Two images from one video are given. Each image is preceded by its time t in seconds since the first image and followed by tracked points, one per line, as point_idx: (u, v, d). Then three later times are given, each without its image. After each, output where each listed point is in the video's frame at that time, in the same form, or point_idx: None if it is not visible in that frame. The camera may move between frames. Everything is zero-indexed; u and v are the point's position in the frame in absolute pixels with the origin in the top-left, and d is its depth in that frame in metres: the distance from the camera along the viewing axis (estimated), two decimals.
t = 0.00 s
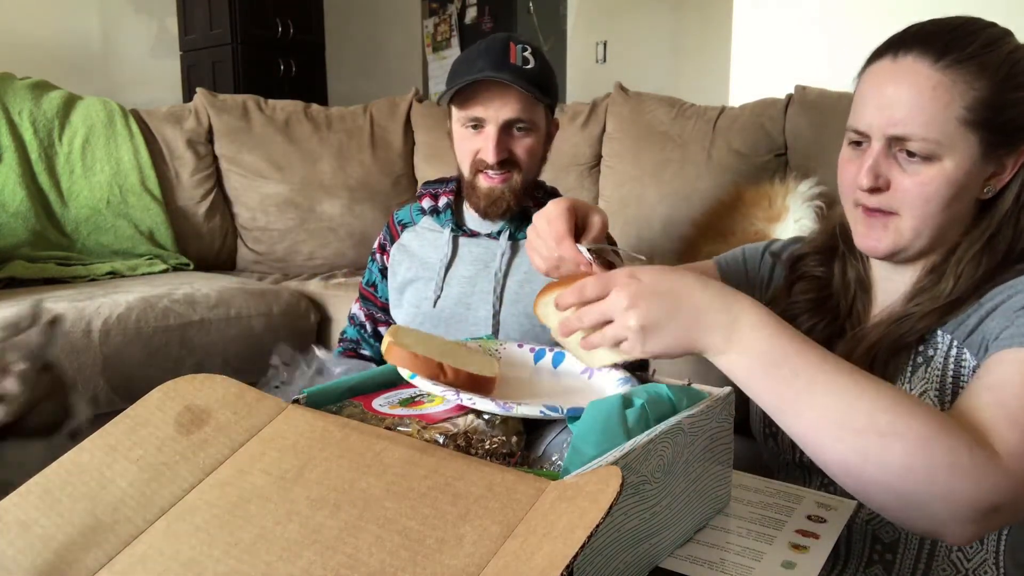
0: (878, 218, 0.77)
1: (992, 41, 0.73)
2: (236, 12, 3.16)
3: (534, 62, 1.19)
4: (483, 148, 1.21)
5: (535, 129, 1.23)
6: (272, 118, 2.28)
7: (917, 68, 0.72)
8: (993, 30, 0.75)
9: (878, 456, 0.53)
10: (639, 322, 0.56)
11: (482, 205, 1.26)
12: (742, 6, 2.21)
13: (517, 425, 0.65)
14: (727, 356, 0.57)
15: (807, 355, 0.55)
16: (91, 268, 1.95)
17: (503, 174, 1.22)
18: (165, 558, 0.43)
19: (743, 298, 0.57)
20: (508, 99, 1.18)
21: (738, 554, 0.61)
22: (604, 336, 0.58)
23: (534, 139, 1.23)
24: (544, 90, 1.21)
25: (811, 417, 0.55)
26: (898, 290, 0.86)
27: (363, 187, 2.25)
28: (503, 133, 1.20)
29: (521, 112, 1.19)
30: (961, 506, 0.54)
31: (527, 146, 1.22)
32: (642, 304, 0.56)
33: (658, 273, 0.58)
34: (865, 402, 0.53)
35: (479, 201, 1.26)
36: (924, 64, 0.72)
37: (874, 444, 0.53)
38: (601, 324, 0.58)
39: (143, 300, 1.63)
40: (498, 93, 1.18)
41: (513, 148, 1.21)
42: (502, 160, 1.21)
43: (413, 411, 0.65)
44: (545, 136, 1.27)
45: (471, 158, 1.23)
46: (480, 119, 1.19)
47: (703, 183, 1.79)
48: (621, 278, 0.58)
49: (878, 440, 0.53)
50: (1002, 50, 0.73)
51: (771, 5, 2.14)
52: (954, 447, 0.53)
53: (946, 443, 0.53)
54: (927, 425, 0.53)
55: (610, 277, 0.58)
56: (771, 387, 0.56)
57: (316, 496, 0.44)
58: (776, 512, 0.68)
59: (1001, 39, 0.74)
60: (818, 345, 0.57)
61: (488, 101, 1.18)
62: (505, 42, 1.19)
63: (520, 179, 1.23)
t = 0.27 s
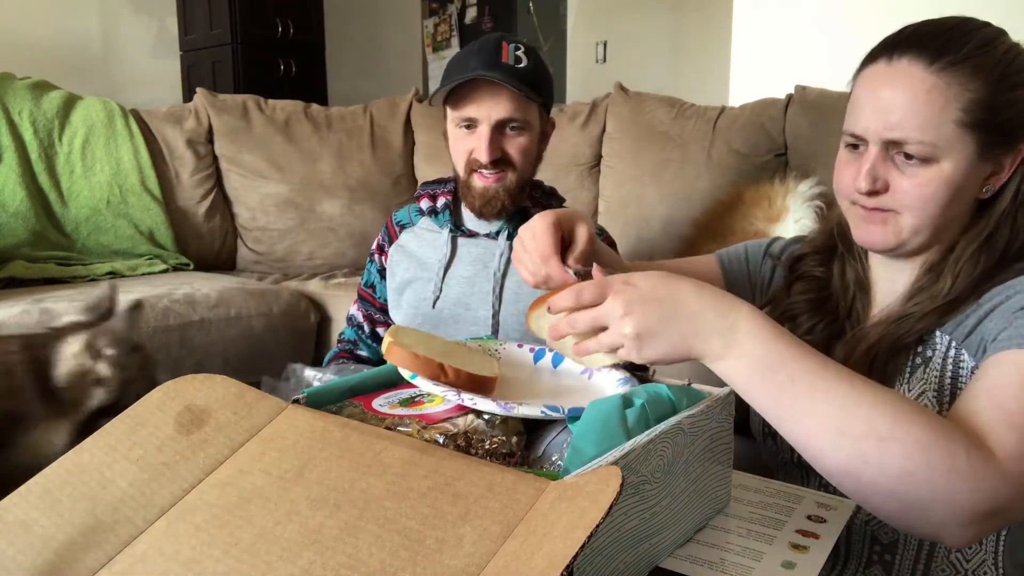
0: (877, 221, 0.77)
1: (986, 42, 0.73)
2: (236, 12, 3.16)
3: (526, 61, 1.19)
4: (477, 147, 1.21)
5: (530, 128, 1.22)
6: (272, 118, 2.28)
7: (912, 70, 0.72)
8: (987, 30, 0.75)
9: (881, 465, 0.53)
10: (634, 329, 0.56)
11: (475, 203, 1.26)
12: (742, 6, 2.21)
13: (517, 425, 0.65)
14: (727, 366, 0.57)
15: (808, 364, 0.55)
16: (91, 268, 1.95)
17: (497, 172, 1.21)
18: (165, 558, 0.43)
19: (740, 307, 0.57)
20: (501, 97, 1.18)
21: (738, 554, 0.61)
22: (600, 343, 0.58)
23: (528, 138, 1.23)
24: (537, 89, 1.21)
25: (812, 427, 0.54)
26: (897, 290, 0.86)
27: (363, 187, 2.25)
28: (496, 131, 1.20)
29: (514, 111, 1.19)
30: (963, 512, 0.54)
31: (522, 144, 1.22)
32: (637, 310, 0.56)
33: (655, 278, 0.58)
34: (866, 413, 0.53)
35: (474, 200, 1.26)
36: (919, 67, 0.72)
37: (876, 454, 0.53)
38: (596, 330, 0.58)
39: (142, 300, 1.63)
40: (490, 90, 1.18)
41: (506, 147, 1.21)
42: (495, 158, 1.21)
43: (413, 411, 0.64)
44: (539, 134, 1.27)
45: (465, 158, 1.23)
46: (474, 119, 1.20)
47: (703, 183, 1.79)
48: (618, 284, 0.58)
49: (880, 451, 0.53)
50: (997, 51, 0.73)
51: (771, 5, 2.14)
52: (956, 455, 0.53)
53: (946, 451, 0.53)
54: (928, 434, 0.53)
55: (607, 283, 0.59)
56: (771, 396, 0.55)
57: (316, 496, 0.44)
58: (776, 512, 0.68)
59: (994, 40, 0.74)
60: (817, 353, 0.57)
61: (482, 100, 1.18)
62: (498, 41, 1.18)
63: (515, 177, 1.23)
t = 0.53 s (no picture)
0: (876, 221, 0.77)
1: (984, 43, 0.74)
2: (236, 12, 3.16)
3: (518, 62, 1.19)
4: (469, 147, 1.21)
5: (523, 128, 1.22)
6: (272, 118, 2.28)
7: (910, 70, 0.72)
8: (985, 31, 0.75)
9: (881, 468, 0.53)
10: (635, 341, 0.56)
11: (470, 204, 1.26)
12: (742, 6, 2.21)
13: (517, 425, 0.64)
14: (728, 375, 0.56)
15: (809, 368, 0.55)
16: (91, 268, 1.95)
17: (490, 171, 1.22)
18: (165, 558, 0.43)
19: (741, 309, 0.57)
20: (492, 98, 1.18)
21: (738, 554, 0.61)
22: (599, 351, 0.58)
23: (521, 137, 1.23)
24: (529, 88, 1.21)
25: (813, 430, 0.54)
26: (898, 292, 0.86)
27: (363, 187, 2.25)
28: (488, 132, 1.21)
29: (506, 110, 1.19)
30: (963, 517, 0.54)
31: (515, 145, 1.22)
32: (638, 322, 0.56)
33: (656, 286, 0.57)
34: (866, 416, 0.53)
35: (467, 200, 1.26)
36: (918, 68, 0.72)
37: (876, 457, 0.53)
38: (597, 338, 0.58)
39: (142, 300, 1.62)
40: (482, 89, 1.18)
41: (498, 147, 1.21)
42: (488, 158, 1.21)
43: (413, 411, 0.64)
44: (534, 133, 1.26)
45: (459, 158, 1.23)
46: (466, 119, 1.21)
47: (702, 183, 1.79)
48: (620, 293, 0.58)
49: (880, 454, 0.53)
50: (994, 51, 0.74)
51: (771, 4, 2.14)
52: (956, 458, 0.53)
53: (946, 454, 0.53)
54: (928, 436, 0.53)
55: (609, 292, 0.58)
56: (772, 400, 0.55)
57: (316, 496, 0.44)
58: (776, 512, 0.68)
59: (993, 41, 0.74)
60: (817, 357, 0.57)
61: (475, 101, 1.19)
62: (489, 42, 1.19)
63: (508, 176, 1.23)
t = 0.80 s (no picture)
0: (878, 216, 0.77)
1: (988, 42, 0.73)
2: (236, 12, 3.16)
3: (513, 62, 1.18)
4: (465, 149, 1.22)
5: (520, 128, 1.22)
6: (272, 118, 2.28)
7: (914, 66, 0.72)
8: (990, 29, 0.75)
9: (878, 470, 0.53)
10: (632, 347, 0.56)
11: (466, 206, 1.27)
12: (742, 6, 2.21)
13: (518, 425, 0.64)
14: (723, 378, 0.57)
15: (806, 371, 0.55)
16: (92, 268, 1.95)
17: (487, 174, 1.22)
18: (164, 558, 0.43)
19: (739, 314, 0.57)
20: (486, 100, 1.18)
21: (737, 554, 0.61)
22: (596, 358, 0.59)
23: (517, 138, 1.22)
24: (525, 89, 1.20)
25: (811, 431, 0.55)
26: (898, 292, 0.86)
27: (363, 187, 2.25)
28: (484, 133, 1.21)
29: (501, 112, 1.19)
30: (961, 518, 0.54)
31: (511, 145, 1.22)
32: (634, 328, 0.57)
33: (650, 293, 0.58)
34: (863, 418, 0.53)
35: (465, 201, 1.26)
36: (922, 64, 0.72)
37: (873, 458, 0.53)
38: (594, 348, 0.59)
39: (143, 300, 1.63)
40: (476, 93, 1.18)
41: (493, 148, 1.21)
42: (483, 160, 1.21)
43: (413, 411, 0.64)
44: (530, 134, 1.26)
45: (456, 160, 1.24)
46: (461, 122, 1.21)
47: (702, 183, 1.79)
48: (613, 301, 0.59)
49: (877, 455, 0.53)
50: (998, 50, 0.73)
51: (771, 4, 2.14)
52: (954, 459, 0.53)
53: (943, 455, 0.53)
54: (926, 437, 0.53)
55: (602, 300, 0.59)
56: (770, 404, 0.55)
57: (316, 496, 0.44)
58: (775, 512, 0.68)
59: (997, 39, 0.74)
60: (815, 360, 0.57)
61: (471, 103, 1.19)
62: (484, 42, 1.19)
63: (505, 178, 1.23)
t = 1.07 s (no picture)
0: (881, 217, 0.77)
1: (988, 42, 0.73)
2: (236, 12, 3.16)
3: (508, 65, 1.18)
4: (463, 154, 1.21)
5: (518, 132, 1.21)
6: (272, 118, 2.28)
7: (915, 67, 0.72)
8: (989, 29, 0.75)
9: (881, 469, 0.53)
10: (635, 347, 0.57)
11: (466, 209, 1.28)
12: (742, 6, 2.21)
13: (518, 425, 0.64)
14: (725, 377, 0.57)
15: (808, 371, 0.55)
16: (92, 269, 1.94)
17: (485, 177, 1.22)
18: (164, 558, 0.43)
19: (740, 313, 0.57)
20: (482, 107, 1.17)
21: (738, 554, 0.61)
22: (600, 356, 0.59)
23: (514, 142, 1.22)
24: (521, 93, 1.20)
25: (813, 430, 0.55)
26: (900, 292, 0.86)
27: (363, 187, 2.25)
28: (481, 138, 1.20)
29: (498, 118, 1.18)
30: (964, 517, 0.54)
31: (508, 149, 1.22)
32: (636, 328, 0.57)
33: (651, 294, 0.58)
34: (865, 417, 0.53)
35: (464, 204, 1.27)
36: (923, 66, 0.72)
37: (875, 458, 0.53)
38: (599, 347, 0.59)
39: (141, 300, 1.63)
40: (472, 100, 1.18)
41: (491, 152, 1.21)
42: (481, 165, 1.21)
43: (413, 412, 0.64)
44: (528, 135, 1.25)
45: (454, 165, 1.24)
46: (459, 127, 1.21)
47: (702, 183, 1.79)
48: (615, 300, 0.59)
49: (879, 455, 0.53)
50: (998, 50, 0.73)
51: (772, 4, 2.14)
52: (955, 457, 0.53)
53: (945, 454, 0.53)
54: (927, 436, 0.53)
55: (604, 300, 0.59)
56: (773, 404, 0.55)
57: (316, 496, 0.44)
58: (775, 512, 0.68)
59: (996, 39, 0.74)
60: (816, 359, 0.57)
61: (467, 109, 1.19)
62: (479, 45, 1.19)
63: (503, 181, 1.23)
